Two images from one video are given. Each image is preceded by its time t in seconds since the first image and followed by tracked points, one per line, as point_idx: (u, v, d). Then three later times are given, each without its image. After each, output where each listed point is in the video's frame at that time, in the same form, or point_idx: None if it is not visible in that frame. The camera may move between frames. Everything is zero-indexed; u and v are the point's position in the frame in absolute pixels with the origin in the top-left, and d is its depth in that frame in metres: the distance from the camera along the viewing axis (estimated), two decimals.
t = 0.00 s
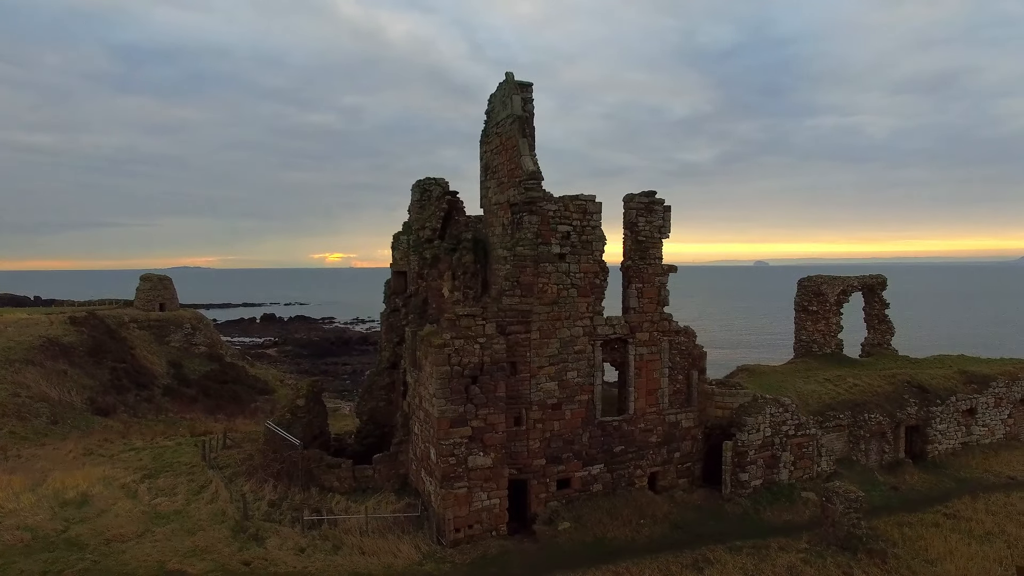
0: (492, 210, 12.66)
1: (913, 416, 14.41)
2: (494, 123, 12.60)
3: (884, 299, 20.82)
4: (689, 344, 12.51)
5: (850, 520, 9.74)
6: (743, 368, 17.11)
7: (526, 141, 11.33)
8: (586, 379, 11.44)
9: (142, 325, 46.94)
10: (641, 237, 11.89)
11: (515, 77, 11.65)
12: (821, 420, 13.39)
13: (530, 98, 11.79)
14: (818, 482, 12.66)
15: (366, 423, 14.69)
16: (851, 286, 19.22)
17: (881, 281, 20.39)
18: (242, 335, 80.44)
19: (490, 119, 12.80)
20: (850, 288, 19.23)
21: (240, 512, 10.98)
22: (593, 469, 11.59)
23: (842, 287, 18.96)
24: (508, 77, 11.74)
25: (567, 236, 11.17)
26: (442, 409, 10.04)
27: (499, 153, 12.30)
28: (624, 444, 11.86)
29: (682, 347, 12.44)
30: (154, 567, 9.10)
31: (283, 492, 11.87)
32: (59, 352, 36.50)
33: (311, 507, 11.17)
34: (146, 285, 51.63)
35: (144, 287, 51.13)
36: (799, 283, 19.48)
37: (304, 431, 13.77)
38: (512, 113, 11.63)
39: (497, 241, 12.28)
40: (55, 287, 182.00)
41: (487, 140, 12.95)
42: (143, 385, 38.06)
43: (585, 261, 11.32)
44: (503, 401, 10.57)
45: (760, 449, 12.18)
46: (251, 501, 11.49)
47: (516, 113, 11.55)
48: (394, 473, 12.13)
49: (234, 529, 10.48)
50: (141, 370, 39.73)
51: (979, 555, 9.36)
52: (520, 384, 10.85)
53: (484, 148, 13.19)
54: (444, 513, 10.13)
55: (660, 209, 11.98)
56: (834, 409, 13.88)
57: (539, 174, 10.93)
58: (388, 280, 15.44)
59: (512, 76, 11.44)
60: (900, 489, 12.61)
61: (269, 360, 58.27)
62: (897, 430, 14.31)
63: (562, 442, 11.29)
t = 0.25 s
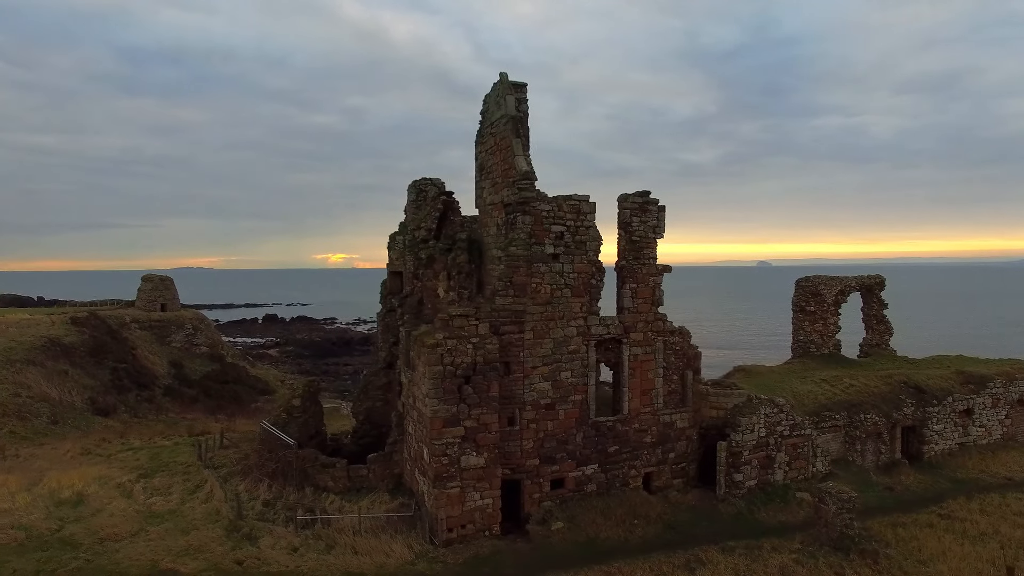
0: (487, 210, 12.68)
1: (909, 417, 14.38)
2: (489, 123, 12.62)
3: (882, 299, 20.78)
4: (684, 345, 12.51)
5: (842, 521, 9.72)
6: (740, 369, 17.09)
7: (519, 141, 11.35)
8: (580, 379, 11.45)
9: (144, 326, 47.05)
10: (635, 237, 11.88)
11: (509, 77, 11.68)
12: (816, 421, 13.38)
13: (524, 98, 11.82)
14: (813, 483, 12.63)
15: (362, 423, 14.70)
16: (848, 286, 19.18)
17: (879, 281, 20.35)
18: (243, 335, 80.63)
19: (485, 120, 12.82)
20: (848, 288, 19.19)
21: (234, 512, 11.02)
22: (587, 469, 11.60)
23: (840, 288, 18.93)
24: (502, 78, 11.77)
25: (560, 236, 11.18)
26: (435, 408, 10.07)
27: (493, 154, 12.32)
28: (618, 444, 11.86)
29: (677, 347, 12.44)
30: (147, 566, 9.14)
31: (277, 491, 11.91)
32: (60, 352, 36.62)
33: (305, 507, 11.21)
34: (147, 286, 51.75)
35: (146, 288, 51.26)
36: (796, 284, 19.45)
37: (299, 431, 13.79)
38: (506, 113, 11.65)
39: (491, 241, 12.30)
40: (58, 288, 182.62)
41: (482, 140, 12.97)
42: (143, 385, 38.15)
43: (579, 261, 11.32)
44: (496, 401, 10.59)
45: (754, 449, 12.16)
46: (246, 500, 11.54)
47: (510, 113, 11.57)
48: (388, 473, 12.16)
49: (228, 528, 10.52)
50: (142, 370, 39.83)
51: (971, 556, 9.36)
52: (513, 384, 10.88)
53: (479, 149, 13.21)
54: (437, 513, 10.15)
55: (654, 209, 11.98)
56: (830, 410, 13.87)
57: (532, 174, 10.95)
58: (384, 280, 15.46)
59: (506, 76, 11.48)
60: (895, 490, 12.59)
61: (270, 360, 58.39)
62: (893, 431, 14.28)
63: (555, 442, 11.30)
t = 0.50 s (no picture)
0: (480, 210, 12.69)
1: (904, 417, 14.36)
2: (482, 123, 12.62)
3: (879, 299, 20.75)
4: (677, 345, 12.50)
5: (834, 521, 9.73)
6: (736, 369, 17.07)
7: (512, 142, 11.36)
8: (572, 379, 11.46)
9: (144, 326, 47.14)
10: (628, 237, 11.87)
11: (501, 78, 11.69)
12: (810, 421, 13.37)
13: (517, 98, 11.83)
14: (806, 483, 12.62)
15: (357, 423, 14.72)
16: (845, 286, 19.15)
17: (877, 281, 20.31)
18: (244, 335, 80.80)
19: (478, 120, 12.83)
20: (845, 288, 19.17)
21: (227, 511, 11.06)
22: (580, 469, 11.61)
23: (836, 288, 18.91)
24: (495, 78, 11.79)
25: (553, 236, 11.19)
26: (426, 408, 10.10)
27: (486, 154, 12.33)
28: (611, 444, 11.87)
29: (670, 347, 12.43)
30: (138, 565, 9.18)
31: (271, 491, 11.95)
32: (61, 352, 36.72)
33: (298, 506, 11.26)
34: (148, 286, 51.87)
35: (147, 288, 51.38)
36: (793, 284, 19.43)
37: (293, 431, 13.86)
38: (499, 113, 11.66)
39: (484, 242, 12.31)
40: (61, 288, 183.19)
41: (476, 140, 12.98)
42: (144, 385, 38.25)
43: (571, 261, 11.33)
44: (488, 401, 10.60)
45: (748, 449, 12.14)
46: (239, 500, 11.59)
47: (502, 114, 11.57)
48: (382, 473, 12.19)
49: (220, 527, 10.56)
50: (142, 371, 39.91)
51: (961, 556, 9.36)
52: (505, 384, 10.89)
53: (473, 149, 13.22)
54: (428, 513, 10.18)
55: (647, 209, 11.97)
56: (824, 410, 13.85)
57: (524, 174, 10.98)
58: (379, 281, 15.47)
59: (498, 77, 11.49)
60: (889, 491, 12.57)
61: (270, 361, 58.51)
62: (888, 431, 14.26)
63: (548, 442, 11.31)
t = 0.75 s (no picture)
0: (473, 211, 12.71)
1: (897, 417, 14.35)
2: (474, 124, 12.65)
3: (875, 299, 20.74)
4: (669, 344, 12.49)
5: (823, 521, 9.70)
6: (730, 368, 17.06)
7: (502, 142, 11.39)
8: (563, 379, 11.48)
9: (145, 327, 47.23)
10: (619, 237, 11.87)
11: (493, 78, 11.73)
12: (803, 421, 13.36)
13: (508, 99, 11.87)
14: (798, 483, 12.62)
15: (351, 423, 14.74)
16: (841, 286, 19.14)
17: (873, 281, 20.29)
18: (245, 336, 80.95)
19: (470, 121, 12.87)
20: (840, 288, 19.17)
21: (219, 510, 11.11)
22: (571, 469, 11.63)
23: (832, 288, 18.90)
24: (486, 78, 11.83)
25: (543, 236, 11.21)
26: (415, 408, 10.14)
27: (478, 154, 12.35)
28: (603, 444, 11.88)
29: (662, 348, 12.43)
30: (128, 564, 9.21)
31: (263, 490, 12.00)
32: (61, 353, 36.82)
33: (289, 506, 11.32)
34: (148, 287, 51.97)
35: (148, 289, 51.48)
36: (788, 284, 19.42)
37: (286, 430, 13.96)
38: (490, 114, 11.70)
39: (476, 242, 12.33)
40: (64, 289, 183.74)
41: (468, 141, 13.00)
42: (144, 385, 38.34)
43: (562, 261, 11.35)
44: (478, 401, 10.63)
45: (739, 449, 12.13)
46: (231, 499, 11.65)
47: (493, 114, 11.61)
48: (374, 472, 12.23)
49: (211, 526, 10.60)
50: (142, 371, 40.00)
51: (950, 556, 9.36)
52: (495, 384, 10.93)
53: (465, 149, 13.23)
54: (418, 512, 10.23)
55: (638, 209, 11.97)
56: (817, 410, 13.84)
57: (514, 175, 11.02)
58: (374, 281, 15.49)
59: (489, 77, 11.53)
60: (881, 491, 12.58)
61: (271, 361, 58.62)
62: (882, 431, 14.25)
63: (539, 442, 11.34)
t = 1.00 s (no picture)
0: (463, 211, 12.74)
1: (890, 418, 14.33)
2: (465, 125, 12.69)
3: (871, 300, 20.71)
4: (659, 345, 12.48)
5: (810, 521, 9.71)
6: (724, 369, 17.05)
7: (492, 142, 11.42)
8: (553, 379, 11.50)
9: (145, 327, 47.32)
10: (609, 237, 11.87)
11: (482, 79, 11.79)
12: (795, 422, 13.35)
13: (498, 99, 11.92)
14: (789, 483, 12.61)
15: (344, 423, 14.76)
16: (836, 286, 19.13)
17: (868, 281, 20.29)
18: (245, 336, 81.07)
19: (461, 122, 12.91)
20: (835, 288, 19.14)
21: (209, 509, 11.15)
22: (561, 469, 11.66)
23: (827, 288, 18.90)
24: (476, 79, 11.88)
25: (533, 236, 11.24)
26: (404, 408, 10.19)
27: (468, 155, 12.39)
28: (592, 444, 11.89)
29: (653, 348, 12.42)
30: (117, 564, 9.23)
31: (253, 490, 12.05)
32: (60, 353, 36.91)
33: (279, 506, 11.37)
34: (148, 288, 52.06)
35: (148, 289, 51.59)
36: (783, 284, 19.42)
37: (279, 430, 14.05)
38: (480, 115, 11.75)
39: (466, 242, 12.36)
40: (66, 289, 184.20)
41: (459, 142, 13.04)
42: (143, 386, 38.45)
43: (551, 261, 11.36)
44: (467, 401, 10.67)
45: (729, 450, 12.10)
46: (222, 499, 11.69)
47: (483, 115, 11.67)
48: (365, 472, 12.26)
49: (201, 526, 10.64)
50: (142, 371, 40.11)
51: (937, 556, 9.37)
52: (484, 384, 10.97)
53: (456, 150, 13.28)
54: (406, 512, 10.28)
55: (628, 209, 11.97)
56: (809, 411, 13.83)
57: (503, 175, 11.05)
58: (367, 282, 15.54)
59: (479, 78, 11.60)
60: (872, 491, 12.58)
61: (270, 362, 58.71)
62: (874, 431, 14.24)
63: (528, 442, 11.37)
